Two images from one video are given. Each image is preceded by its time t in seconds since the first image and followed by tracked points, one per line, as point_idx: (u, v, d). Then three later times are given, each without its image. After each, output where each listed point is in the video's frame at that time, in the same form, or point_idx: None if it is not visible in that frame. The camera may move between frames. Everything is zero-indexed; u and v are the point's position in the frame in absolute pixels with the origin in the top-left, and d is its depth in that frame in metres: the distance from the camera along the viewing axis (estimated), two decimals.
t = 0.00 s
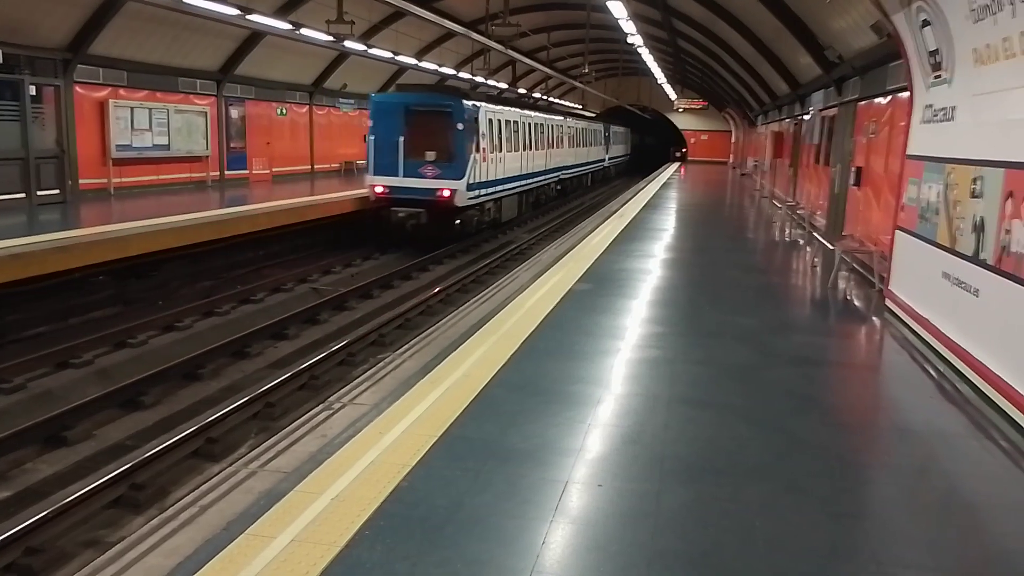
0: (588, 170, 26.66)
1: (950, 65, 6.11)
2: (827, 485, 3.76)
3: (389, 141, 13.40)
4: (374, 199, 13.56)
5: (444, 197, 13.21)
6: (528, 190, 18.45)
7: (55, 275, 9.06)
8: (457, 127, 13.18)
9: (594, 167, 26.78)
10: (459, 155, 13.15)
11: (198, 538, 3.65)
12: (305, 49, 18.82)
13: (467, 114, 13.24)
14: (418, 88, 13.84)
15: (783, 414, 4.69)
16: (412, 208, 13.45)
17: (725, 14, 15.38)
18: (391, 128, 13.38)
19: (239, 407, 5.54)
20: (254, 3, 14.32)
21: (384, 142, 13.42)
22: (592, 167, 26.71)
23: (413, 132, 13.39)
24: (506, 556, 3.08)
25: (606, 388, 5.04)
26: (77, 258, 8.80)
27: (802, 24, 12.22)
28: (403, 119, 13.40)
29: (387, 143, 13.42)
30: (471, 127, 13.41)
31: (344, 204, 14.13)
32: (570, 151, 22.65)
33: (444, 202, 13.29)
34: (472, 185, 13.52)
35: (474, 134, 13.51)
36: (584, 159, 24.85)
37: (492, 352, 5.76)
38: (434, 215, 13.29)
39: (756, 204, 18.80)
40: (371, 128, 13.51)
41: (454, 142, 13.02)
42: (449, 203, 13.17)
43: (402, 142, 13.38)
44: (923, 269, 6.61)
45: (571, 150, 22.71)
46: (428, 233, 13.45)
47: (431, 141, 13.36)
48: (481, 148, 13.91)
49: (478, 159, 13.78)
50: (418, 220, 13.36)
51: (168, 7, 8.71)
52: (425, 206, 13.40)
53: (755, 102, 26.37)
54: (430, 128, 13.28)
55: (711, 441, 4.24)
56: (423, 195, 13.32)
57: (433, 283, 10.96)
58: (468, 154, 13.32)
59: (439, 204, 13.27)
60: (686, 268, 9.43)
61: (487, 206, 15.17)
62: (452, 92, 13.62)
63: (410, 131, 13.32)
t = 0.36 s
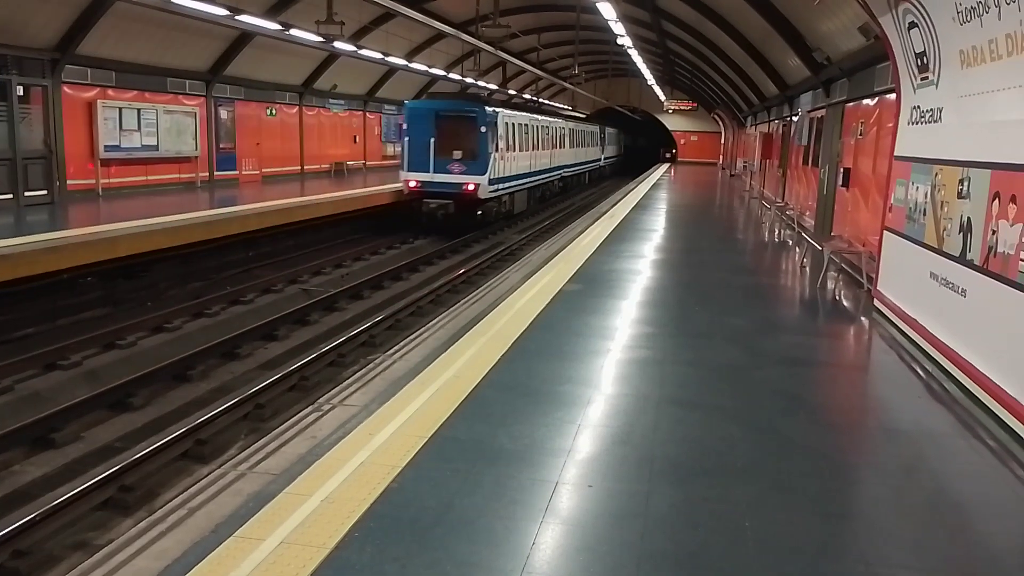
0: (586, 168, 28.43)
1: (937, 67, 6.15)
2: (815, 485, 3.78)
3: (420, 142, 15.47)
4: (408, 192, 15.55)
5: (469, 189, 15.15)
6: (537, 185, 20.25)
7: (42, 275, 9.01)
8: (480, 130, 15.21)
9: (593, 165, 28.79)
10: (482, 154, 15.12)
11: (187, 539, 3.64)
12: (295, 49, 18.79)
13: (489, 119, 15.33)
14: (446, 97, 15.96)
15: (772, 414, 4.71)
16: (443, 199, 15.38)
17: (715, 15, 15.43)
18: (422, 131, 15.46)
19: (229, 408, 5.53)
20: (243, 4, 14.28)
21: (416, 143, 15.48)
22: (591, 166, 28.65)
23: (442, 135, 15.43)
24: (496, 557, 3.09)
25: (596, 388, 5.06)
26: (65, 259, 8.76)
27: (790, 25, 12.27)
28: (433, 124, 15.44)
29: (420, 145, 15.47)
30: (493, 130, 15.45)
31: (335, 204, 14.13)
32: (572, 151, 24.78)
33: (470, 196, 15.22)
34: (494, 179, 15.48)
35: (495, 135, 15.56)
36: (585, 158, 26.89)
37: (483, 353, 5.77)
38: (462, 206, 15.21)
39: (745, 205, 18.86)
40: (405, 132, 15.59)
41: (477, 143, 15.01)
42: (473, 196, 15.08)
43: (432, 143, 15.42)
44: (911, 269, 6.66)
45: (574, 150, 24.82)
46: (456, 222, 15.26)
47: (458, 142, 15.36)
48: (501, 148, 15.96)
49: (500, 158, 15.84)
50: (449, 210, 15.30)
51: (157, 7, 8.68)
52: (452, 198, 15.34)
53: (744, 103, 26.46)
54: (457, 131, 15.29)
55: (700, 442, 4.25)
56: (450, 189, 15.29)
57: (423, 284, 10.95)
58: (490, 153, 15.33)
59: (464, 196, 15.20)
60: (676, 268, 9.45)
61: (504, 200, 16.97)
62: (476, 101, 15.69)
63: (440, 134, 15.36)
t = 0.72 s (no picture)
0: (590, 167, 30.14)
1: (930, 67, 6.16)
2: (810, 485, 3.78)
3: (448, 142, 17.80)
4: (437, 187, 17.95)
5: (490, 184, 17.41)
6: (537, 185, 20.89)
7: (34, 279, 8.96)
8: (501, 132, 17.40)
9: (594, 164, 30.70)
10: (501, 153, 17.35)
11: (180, 543, 3.62)
12: (288, 51, 18.72)
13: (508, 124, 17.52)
14: (471, 103, 18.18)
15: (767, 415, 4.71)
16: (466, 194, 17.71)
17: (708, 16, 15.46)
18: (449, 133, 17.80)
19: (222, 411, 5.51)
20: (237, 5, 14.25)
21: (444, 145, 17.82)
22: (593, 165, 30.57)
23: (467, 137, 17.71)
24: (491, 559, 3.08)
25: (592, 390, 5.05)
26: (54, 262, 8.72)
27: (783, 26, 12.28)
28: (459, 127, 17.73)
29: (447, 145, 17.79)
30: (511, 133, 17.62)
31: (328, 206, 14.09)
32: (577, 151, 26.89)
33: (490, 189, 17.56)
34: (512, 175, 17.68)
35: (514, 138, 17.78)
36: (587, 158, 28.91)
37: (477, 354, 5.76)
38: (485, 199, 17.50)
39: (739, 205, 18.88)
40: (435, 134, 17.92)
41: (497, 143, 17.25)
42: (493, 189, 17.33)
43: (457, 144, 17.70)
44: (904, 270, 6.67)
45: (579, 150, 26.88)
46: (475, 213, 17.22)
47: (480, 143, 17.62)
48: (519, 149, 18.19)
49: (517, 158, 18.09)
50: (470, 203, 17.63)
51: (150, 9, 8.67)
52: (475, 192, 17.70)
53: (738, 104, 26.49)
54: (480, 133, 17.58)
55: (695, 442, 4.25)
56: (474, 184, 17.63)
57: (418, 285, 10.94)
58: (509, 152, 17.56)
59: (485, 190, 17.45)
60: (671, 269, 9.45)
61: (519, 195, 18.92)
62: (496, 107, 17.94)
63: (465, 135, 17.63)
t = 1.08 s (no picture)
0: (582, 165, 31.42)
1: (916, 66, 6.21)
2: (796, 482, 3.81)
3: (463, 140, 19.23)
4: (454, 180, 19.35)
5: (502, 177, 18.92)
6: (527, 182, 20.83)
7: (20, 277, 8.91)
8: (512, 131, 19.08)
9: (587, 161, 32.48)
10: (513, 150, 18.89)
11: (167, 542, 3.62)
12: (277, 48, 18.65)
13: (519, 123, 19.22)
14: (483, 105, 19.75)
15: (755, 412, 4.74)
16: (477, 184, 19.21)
17: (697, 15, 15.49)
18: (464, 131, 19.25)
19: (211, 409, 5.50)
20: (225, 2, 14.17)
21: (460, 142, 19.31)
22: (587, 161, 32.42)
23: (481, 136, 19.17)
24: (480, 556, 3.09)
25: (581, 388, 5.07)
26: (40, 261, 8.65)
27: (772, 26, 12.33)
28: (473, 125, 19.18)
29: (462, 142, 19.23)
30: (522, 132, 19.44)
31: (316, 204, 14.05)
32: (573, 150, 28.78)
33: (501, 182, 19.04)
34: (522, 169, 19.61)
35: (524, 137, 19.70)
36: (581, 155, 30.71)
37: (466, 352, 5.76)
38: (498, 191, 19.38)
39: (728, 203, 18.96)
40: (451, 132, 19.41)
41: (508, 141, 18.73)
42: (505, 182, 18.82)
43: (472, 142, 19.17)
44: (890, 268, 6.72)
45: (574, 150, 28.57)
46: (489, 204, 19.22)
47: (493, 141, 19.12)
48: (527, 146, 20.04)
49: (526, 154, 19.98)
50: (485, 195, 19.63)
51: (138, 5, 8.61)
52: (487, 183, 19.10)
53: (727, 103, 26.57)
54: (492, 131, 19.07)
55: (682, 440, 4.28)
56: (487, 177, 19.04)
57: (407, 283, 10.93)
58: (519, 150, 19.28)
59: (497, 183, 18.94)
60: (660, 267, 9.48)
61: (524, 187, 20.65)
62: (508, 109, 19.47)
63: (479, 134, 19.07)
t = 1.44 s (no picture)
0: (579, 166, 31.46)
1: (912, 68, 6.22)
2: (793, 482, 3.82)
3: (482, 141, 21.20)
4: (473, 177, 21.34)
5: (517, 174, 20.95)
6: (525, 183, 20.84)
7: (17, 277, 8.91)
8: (527, 132, 20.90)
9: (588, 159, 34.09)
10: (527, 150, 20.83)
11: (164, 543, 3.62)
12: (275, 48, 18.65)
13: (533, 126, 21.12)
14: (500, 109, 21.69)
15: (752, 412, 4.75)
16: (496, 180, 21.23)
17: (695, 16, 15.51)
18: (482, 133, 21.17)
19: (208, 409, 5.51)
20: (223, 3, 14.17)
21: (480, 143, 21.29)
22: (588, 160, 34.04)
23: (498, 137, 21.09)
24: (476, 557, 3.09)
25: (579, 388, 5.07)
26: (37, 260, 8.64)
27: (769, 27, 12.36)
28: (491, 128, 21.11)
29: (481, 142, 21.19)
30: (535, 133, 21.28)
31: (313, 204, 14.05)
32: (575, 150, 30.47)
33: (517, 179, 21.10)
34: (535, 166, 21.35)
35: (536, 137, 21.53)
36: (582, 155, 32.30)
37: (463, 353, 5.77)
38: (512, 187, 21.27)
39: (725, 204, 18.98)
40: (472, 134, 21.36)
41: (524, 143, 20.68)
42: (520, 179, 20.83)
43: (490, 142, 21.11)
44: (887, 269, 6.73)
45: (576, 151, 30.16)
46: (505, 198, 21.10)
47: (509, 141, 21.02)
48: (539, 145, 21.84)
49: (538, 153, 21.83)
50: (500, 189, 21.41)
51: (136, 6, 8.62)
52: (503, 180, 21.13)
53: (725, 104, 26.59)
54: (509, 133, 21.00)
55: (679, 440, 4.28)
56: (503, 174, 21.05)
57: (405, 284, 10.95)
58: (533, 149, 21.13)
59: (513, 179, 20.94)
60: (657, 267, 9.50)
61: (535, 183, 22.65)
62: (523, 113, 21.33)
63: (496, 136, 21.00)
